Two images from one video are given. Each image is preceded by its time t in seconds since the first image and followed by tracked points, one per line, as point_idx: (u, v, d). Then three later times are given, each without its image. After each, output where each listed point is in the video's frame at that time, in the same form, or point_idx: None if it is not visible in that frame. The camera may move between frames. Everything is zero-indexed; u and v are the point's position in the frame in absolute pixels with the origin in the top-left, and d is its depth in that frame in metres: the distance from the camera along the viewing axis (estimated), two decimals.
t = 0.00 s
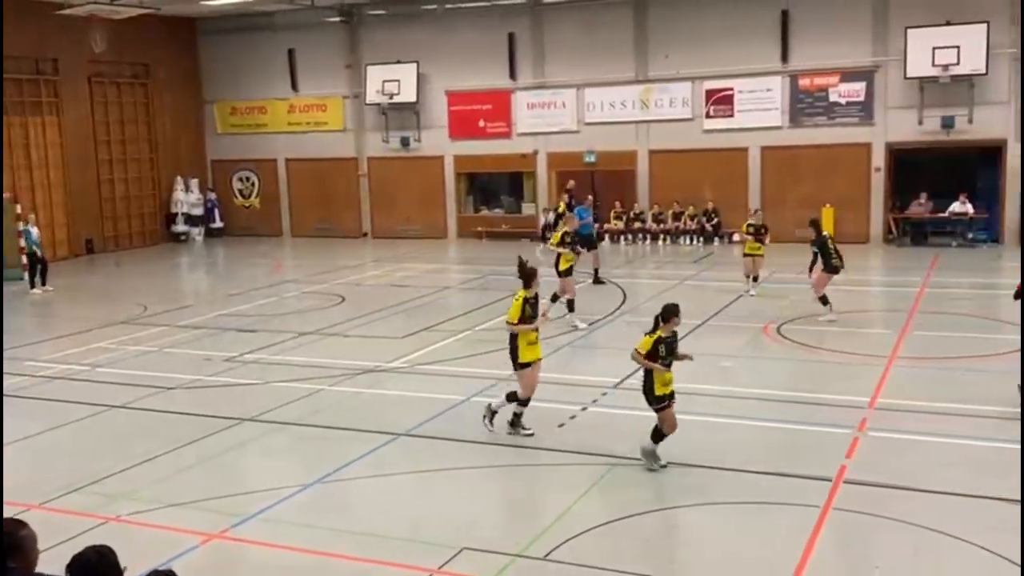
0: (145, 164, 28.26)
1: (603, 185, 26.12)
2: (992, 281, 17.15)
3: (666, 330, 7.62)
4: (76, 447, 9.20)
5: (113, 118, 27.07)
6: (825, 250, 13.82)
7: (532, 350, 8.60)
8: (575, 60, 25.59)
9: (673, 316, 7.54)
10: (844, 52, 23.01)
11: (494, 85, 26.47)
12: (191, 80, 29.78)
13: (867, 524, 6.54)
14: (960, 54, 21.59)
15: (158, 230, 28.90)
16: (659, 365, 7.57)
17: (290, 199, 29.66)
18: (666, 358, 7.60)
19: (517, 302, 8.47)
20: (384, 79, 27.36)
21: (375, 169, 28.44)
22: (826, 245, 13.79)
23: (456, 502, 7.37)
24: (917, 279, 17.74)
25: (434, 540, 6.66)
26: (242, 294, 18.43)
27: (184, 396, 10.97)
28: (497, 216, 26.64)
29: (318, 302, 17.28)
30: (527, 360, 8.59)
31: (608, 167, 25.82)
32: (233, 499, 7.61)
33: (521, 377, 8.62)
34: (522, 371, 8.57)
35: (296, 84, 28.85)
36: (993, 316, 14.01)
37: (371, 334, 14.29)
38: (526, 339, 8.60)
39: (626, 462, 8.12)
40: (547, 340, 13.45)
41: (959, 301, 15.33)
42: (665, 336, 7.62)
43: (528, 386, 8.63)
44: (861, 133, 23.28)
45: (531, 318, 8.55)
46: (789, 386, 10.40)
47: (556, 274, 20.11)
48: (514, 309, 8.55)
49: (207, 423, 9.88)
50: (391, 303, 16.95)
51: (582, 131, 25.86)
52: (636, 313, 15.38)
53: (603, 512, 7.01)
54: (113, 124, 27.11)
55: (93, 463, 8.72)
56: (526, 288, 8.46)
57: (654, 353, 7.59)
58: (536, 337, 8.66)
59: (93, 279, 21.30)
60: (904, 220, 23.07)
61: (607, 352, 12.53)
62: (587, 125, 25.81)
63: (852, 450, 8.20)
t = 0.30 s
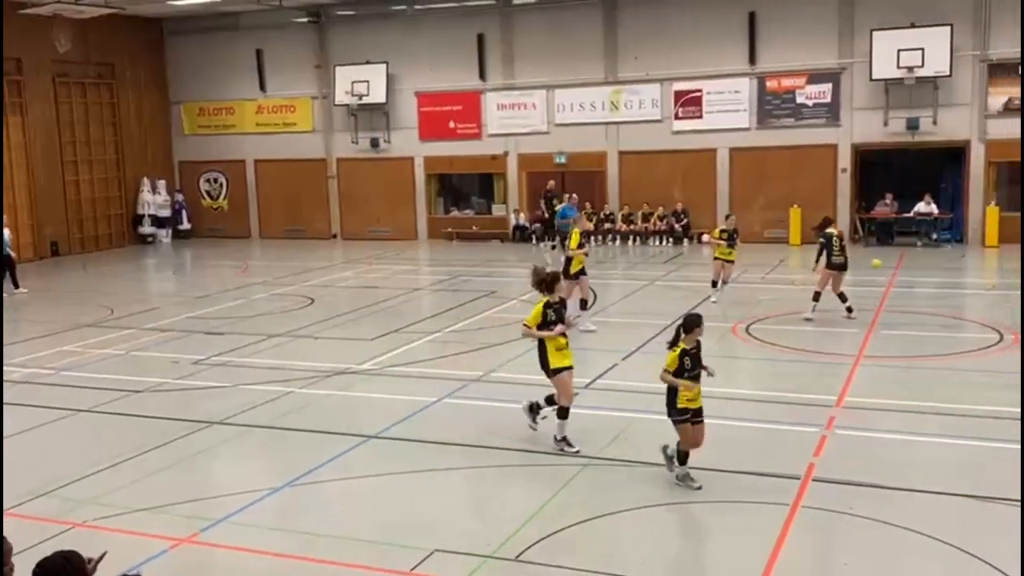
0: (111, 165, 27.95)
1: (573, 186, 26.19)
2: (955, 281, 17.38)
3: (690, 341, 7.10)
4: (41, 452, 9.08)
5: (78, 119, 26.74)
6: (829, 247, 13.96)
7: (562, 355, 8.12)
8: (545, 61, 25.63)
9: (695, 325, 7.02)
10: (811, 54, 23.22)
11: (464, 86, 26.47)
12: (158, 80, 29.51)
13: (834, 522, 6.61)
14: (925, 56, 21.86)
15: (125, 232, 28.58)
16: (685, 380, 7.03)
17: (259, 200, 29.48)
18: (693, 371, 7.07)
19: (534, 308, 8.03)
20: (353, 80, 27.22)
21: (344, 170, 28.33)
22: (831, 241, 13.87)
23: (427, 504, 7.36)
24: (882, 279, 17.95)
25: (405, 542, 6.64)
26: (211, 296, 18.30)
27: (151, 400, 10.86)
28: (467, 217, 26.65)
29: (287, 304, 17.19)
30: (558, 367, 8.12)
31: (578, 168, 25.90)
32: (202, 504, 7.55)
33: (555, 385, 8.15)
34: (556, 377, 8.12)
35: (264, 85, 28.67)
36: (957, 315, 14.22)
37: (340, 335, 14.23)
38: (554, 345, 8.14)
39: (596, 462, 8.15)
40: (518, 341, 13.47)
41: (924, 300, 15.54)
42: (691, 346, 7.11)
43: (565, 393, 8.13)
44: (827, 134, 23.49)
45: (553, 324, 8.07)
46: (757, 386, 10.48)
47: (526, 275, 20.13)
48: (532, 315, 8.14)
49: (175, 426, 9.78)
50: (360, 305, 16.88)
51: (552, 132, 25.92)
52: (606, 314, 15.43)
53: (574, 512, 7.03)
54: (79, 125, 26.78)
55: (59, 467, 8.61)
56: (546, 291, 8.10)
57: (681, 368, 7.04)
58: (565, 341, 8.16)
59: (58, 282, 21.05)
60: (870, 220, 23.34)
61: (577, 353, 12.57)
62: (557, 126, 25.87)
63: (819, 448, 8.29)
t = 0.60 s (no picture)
0: (84, 166, 27.68)
1: (549, 187, 26.23)
2: (928, 281, 17.54)
3: (719, 353, 6.57)
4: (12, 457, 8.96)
5: (49, 120, 26.46)
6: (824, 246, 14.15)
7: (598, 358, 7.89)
8: (520, 62, 25.65)
9: (723, 336, 6.48)
10: (784, 56, 23.38)
11: (439, 88, 26.45)
12: (130, 80, 29.28)
13: (810, 520, 6.66)
14: (896, 57, 22.08)
15: (97, 234, 28.31)
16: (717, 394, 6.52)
17: (233, 201, 29.33)
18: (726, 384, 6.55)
19: (574, 308, 7.74)
20: (327, 81, 27.12)
21: (319, 170, 28.21)
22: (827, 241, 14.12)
23: (404, 506, 7.34)
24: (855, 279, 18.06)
25: (383, 544, 6.62)
26: (185, 298, 18.17)
27: (124, 403, 10.76)
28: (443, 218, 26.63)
29: (262, 306, 17.09)
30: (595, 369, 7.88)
31: (554, 168, 25.93)
32: (176, 507, 7.49)
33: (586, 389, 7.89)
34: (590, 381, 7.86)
35: (238, 85, 28.50)
36: (930, 315, 14.34)
37: (316, 337, 14.16)
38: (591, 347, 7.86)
39: (572, 463, 8.16)
40: (494, 341, 13.47)
41: (898, 300, 15.66)
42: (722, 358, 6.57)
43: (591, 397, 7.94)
44: (801, 135, 23.64)
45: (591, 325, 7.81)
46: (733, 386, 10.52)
47: (502, 275, 20.12)
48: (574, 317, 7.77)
49: (149, 429, 9.70)
50: (336, 306, 16.81)
51: (528, 133, 25.95)
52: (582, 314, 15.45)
53: (551, 513, 7.04)
54: (50, 125, 26.50)
55: (31, 471, 8.51)
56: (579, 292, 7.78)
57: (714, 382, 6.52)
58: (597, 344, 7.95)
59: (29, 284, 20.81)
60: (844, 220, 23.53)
61: (553, 354, 12.57)
62: (532, 127, 25.90)
63: (794, 447, 8.34)
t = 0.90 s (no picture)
0: (62, 167, 27.46)
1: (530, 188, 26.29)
2: (907, 281, 17.66)
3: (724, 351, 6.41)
4: None
5: (26, 120, 26.23)
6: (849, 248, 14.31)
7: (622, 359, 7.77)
8: (501, 63, 25.66)
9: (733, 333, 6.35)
10: (764, 57, 23.49)
11: (420, 88, 26.42)
12: (108, 81, 29.10)
13: (790, 519, 6.69)
14: (875, 59, 22.23)
15: (75, 235, 28.09)
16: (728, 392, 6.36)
17: (213, 202, 29.21)
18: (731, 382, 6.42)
19: (596, 311, 7.61)
20: (308, 81, 27.03)
21: (300, 171, 28.11)
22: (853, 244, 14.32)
23: (385, 508, 7.33)
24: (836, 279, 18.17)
25: (364, 546, 6.60)
26: (165, 299, 18.07)
27: (103, 405, 10.69)
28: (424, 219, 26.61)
29: (243, 307, 17.01)
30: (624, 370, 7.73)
31: (536, 169, 25.97)
32: (156, 510, 7.44)
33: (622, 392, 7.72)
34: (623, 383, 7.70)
35: (217, 85, 28.37)
36: (910, 315, 14.43)
37: (297, 339, 14.11)
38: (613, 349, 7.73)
39: (553, 463, 8.17)
40: (476, 342, 13.46)
41: (878, 300, 15.77)
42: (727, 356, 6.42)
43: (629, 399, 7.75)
44: (781, 136, 23.76)
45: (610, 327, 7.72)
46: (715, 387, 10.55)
47: (484, 276, 20.11)
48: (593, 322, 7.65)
49: (128, 432, 9.64)
50: (317, 308, 16.77)
51: (509, 134, 25.98)
52: (563, 315, 15.47)
53: (532, 514, 7.04)
54: (27, 126, 26.27)
55: (9, 475, 8.44)
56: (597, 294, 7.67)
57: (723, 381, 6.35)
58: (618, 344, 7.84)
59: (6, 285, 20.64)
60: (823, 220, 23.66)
61: (535, 355, 12.57)
62: (514, 128, 25.92)
63: (775, 446, 8.39)
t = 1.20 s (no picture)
0: (45, 168, 27.28)
1: (516, 189, 26.33)
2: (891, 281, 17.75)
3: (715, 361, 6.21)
4: None
5: (9, 121, 26.03)
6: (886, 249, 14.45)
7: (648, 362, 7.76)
8: (486, 64, 25.68)
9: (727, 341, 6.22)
10: (749, 58, 23.57)
11: (405, 89, 26.40)
12: (92, 81, 28.96)
13: (776, 519, 6.72)
14: (859, 60, 22.35)
15: (59, 237, 27.91)
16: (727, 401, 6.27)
17: (198, 203, 29.11)
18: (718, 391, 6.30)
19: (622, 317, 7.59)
20: (293, 82, 26.94)
21: (285, 172, 28.04)
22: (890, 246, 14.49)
23: (372, 509, 7.32)
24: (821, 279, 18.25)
25: (350, 548, 6.59)
26: (150, 300, 17.99)
27: (87, 407, 10.62)
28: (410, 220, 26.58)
29: (228, 309, 16.95)
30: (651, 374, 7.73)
31: (521, 170, 25.99)
32: (141, 513, 7.40)
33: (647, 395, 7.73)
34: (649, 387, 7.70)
35: (202, 86, 28.26)
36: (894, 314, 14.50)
37: (283, 340, 14.07)
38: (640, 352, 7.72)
39: (540, 464, 8.16)
40: (462, 343, 13.45)
41: (862, 299, 15.85)
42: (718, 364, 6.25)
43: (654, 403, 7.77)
44: (765, 137, 23.85)
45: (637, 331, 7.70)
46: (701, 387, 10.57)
47: (470, 277, 20.11)
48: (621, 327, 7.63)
49: (113, 434, 9.58)
50: (303, 309, 16.73)
51: (495, 135, 25.99)
52: (550, 315, 15.49)
53: (518, 515, 7.04)
54: (10, 126, 26.08)
55: None
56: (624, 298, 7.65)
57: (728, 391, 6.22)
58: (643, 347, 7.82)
59: None
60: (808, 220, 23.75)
61: (521, 355, 12.58)
62: (499, 128, 25.94)
63: (761, 446, 8.41)
